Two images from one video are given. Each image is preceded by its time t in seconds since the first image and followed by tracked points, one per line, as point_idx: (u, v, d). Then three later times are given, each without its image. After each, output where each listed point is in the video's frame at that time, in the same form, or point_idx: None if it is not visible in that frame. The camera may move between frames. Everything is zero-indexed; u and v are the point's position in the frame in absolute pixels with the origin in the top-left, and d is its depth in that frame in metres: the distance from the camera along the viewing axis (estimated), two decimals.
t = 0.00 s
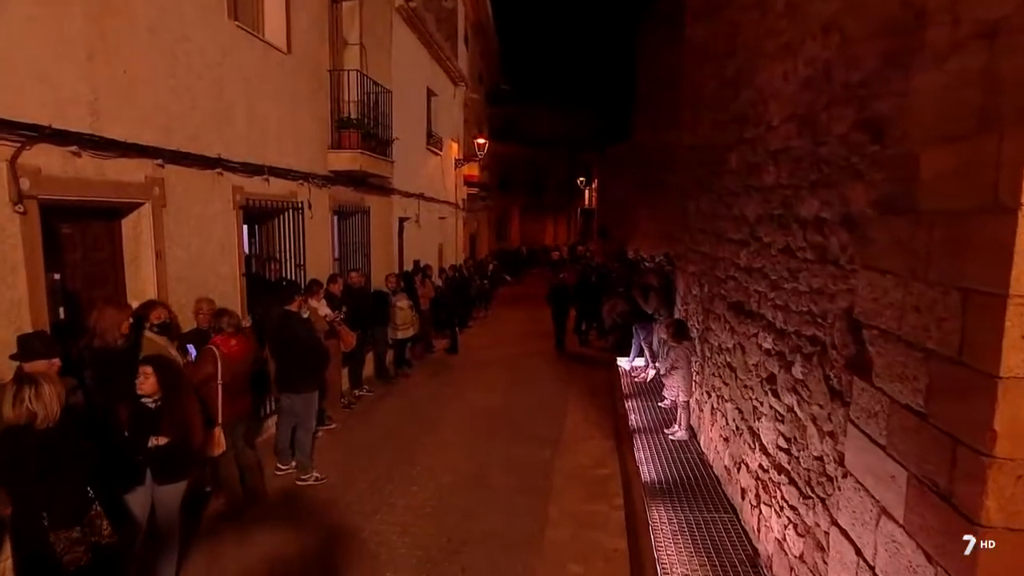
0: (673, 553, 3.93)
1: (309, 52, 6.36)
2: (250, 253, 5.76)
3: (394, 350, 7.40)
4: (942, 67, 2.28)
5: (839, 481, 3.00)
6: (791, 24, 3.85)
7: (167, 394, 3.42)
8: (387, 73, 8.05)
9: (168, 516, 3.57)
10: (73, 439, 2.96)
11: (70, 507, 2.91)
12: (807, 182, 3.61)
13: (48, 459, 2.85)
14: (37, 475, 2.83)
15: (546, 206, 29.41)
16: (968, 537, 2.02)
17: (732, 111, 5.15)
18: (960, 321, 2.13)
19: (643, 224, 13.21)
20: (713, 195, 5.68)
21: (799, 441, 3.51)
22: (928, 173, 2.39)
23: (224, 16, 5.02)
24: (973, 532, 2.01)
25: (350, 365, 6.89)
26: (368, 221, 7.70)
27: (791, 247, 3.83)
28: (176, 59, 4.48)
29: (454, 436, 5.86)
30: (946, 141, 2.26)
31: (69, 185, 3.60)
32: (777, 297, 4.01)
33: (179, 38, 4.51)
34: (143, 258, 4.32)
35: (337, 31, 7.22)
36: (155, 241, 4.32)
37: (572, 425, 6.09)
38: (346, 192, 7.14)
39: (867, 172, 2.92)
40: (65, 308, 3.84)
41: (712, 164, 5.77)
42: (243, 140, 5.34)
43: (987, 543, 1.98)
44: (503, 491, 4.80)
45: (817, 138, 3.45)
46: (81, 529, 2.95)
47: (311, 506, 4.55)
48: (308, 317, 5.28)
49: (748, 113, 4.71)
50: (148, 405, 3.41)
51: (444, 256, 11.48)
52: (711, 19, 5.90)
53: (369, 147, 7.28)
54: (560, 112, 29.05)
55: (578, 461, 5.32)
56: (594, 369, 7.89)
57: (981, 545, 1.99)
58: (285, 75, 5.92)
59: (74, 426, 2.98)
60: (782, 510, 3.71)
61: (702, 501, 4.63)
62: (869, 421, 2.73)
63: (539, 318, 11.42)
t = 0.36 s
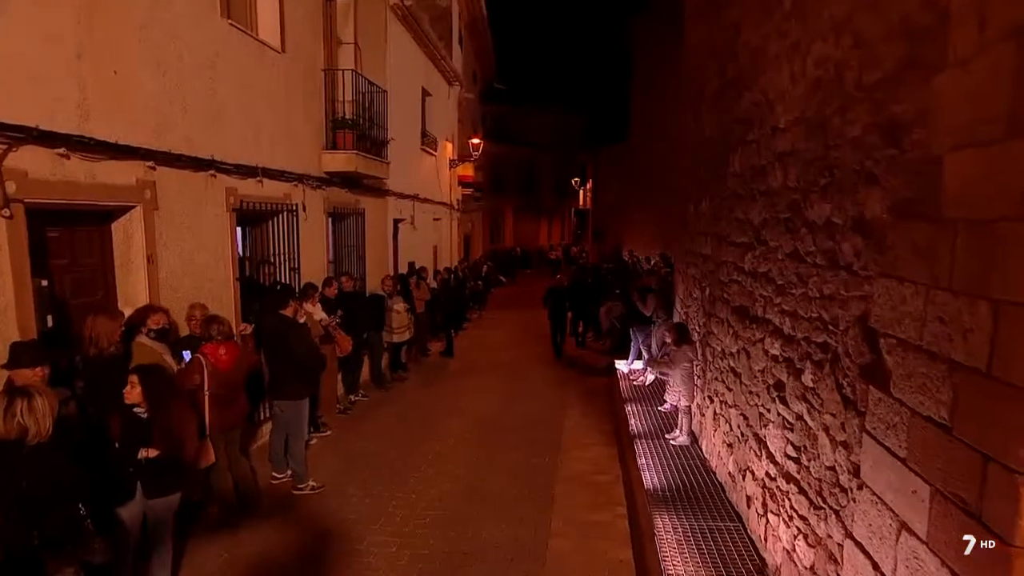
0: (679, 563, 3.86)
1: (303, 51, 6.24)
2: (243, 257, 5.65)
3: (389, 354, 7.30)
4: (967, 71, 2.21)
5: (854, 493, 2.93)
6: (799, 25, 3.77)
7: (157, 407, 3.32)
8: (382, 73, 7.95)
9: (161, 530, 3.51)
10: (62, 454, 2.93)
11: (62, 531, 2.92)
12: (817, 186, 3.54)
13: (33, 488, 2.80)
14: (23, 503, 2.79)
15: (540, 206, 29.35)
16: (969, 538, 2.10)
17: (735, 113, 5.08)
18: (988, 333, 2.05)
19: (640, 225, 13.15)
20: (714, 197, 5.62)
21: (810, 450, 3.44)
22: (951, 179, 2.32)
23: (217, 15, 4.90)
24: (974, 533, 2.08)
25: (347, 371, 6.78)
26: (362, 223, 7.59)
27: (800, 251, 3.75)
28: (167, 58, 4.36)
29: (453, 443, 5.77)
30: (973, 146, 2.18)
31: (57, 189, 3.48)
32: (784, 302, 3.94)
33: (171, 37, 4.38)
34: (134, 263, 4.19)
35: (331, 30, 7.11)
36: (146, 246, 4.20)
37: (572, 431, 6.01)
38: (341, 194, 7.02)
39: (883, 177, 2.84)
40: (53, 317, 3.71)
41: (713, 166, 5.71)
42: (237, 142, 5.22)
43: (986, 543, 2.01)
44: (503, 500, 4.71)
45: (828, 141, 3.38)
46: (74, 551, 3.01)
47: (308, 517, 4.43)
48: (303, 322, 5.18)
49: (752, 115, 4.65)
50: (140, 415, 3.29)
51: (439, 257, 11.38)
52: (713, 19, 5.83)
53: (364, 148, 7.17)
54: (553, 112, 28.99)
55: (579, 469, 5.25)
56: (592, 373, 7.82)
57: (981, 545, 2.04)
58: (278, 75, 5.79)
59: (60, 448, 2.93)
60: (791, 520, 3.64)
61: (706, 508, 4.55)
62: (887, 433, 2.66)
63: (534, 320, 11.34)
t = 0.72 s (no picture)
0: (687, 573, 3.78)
1: (299, 50, 6.13)
2: (238, 260, 5.54)
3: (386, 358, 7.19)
4: (996, 73, 2.14)
5: (871, 504, 2.85)
6: (809, 25, 3.70)
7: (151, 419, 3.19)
8: (378, 72, 7.84)
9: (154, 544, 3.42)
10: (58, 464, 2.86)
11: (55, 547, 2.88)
12: (829, 190, 3.47)
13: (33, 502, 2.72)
14: (24, 518, 2.71)
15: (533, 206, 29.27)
16: (968, 538, 2.18)
17: (739, 114, 5.02)
18: (1020, 344, 1.98)
19: (637, 225, 13.10)
20: (717, 199, 5.56)
21: (823, 459, 3.37)
22: (978, 185, 2.25)
23: (212, 13, 4.79)
24: (974, 534, 2.16)
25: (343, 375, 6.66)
26: (358, 224, 7.48)
27: (810, 256, 3.69)
28: (160, 57, 4.24)
29: (452, 448, 5.67)
30: (1001, 151, 2.11)
31: (47, 192, 3.36)
32: (794, 307, 3.87)
33: (164, 35, 4.27)
34: (126, 268, 4.07)
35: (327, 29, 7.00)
36: (139, 250, 4.09)
37: (572, 436, 5.93)
38: (337, 195, 6.91)
39: (901, 181, 2.77)
40: (43, 323, 3.59)
41: (716, 168, 5.64)
42: (231, 143, 5.10)
43: (986, 543, 2.09)
44: (505, 508, 4.63)
45: (842, 143, 3.31)
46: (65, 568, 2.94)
47: (307, 527, 4.32)
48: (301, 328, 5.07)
49: (758, 117, 4.58)
50: (135, 426, 3.15)
51: (435, 258, 11.29)
52: (715, 20, 5.77)
53: (360, 149, 7.06)
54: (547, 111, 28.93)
55: (582, 475, 5.17)
56: (591, 376, 7.75)
57: (980, 545, 2.13)
58: (273, 74, 5.68)
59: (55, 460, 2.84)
60: (802, 529, 3.57)
61: (712, 516, 4.48)
62: (907, 444, 2.59)
63: (531, 322, 11.26)
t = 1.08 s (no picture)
0: None
1: (294, 49, 6.02)
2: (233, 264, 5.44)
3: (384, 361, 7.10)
4: None
5: (889, 516, 2.79)
6: (818, 25, 3.64)
7: (147, 425, 3.11)
8: (374, 72, 7.74)
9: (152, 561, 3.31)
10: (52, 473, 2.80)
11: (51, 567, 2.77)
12: (841, 194, 3.41)
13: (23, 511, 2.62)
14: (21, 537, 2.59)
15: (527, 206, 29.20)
16: (969, 538, 2.26)
17: (743, 115, 4.95)
18: None
19: (633, 226, 13.05)
20: (720, 201, 5.50)
21: (836, 468, 3.30)
22: (1006, 190, 2.18)
23: (206, 11, 4.68)
24: (974, 534, 2.23)
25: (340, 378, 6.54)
26: (354, 226, 7.37)
27: (821, 260, 3.62)
28: (154, 56, 4.13)
29: (452, 454, 5.59)
30: None
31: (38, 196, 3.25)
32: (803, 312, 3.81)
33: (157, 33, 4.15)
34: (119, 273, 3.96)
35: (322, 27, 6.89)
36: (132, 255, 3.97)
37: (574, 441, 5.86)
38: (332, 197, 6.81)
39: (920, 185, 2.71)
40: (33, 331, 3.49)
41: (719, 169, 5.58)
42: (226, 144, 4.99)
43: (986, 543, 2.16)
44: (508, 517, 4.54)
45: (854, 146, 3.25)
46: None
47: (305, 538, 4.22)
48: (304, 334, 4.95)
49: (763, 118, 4.51)
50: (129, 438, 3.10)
51: (430, 259, 11.19)
52: (717, 20, 5.70)
53: (356, 149, 6.95)
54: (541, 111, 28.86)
55: (584, 482, 5.10)
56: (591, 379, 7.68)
57: (980, 545, 2.20)
58: (269, 73, 5.57)
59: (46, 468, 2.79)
60: (813, 539, 3.50)
61: (719, 524, 4.41)
62: (928, 456, 2.52)
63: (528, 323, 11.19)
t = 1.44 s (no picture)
0: None
1: (290, 48, 5.92)
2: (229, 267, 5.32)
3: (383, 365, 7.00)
4: None
5: (908, 528, 2.72)
6: (829, 25, 3.58)
7: (152, 427, 3.07)
8: (370, 71, 7.64)
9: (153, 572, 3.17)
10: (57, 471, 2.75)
11: None
12: (853, 198, 3.35)
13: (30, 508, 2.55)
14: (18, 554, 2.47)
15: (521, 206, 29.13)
16: (969, 538, 2.33)
17: (747, 116, 4.90)
18: None
19: (630, 227, 13.00)
20: (723, 203, 5.44)
21: (850, 477, 3.24)
22: None
23: (201, 8, 4.57)
24: (974, 534, 2.31)
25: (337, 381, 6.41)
26: (351, 227, 7.27)
27: (832, 265, 3.56)
28: (148, 55, 4.02)
29: (453, 460, 5.51)
30: None
31: (31, 200, 3.15)
32: (813, 317, 3.74)
33: (151, 32, 4.04)
34: (113, 277, 3.85)
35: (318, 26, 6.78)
36: (126, 259, 3.87)
37: (575, 447, 5.79)
38: (329, 198, 6.71)
39: (940, 189, 2.65)
40: (24, 338, 3.38)
41: (721, 171, 5.52)
42: (221, 145, 4.87)
43: (986, 543, 2.24)
44: (511, 525, 4.46)
45: (868, 149, 3.19)
46: None
47: (305, 548, 4.13)
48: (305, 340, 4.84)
49: (769, 119, 4.45)
50: (127, 450, 3.02)
51: (426, 260, 11.09)
52: (718, 19, 5.64)
53: (354, 150, 6.85)
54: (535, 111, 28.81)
55: (588, 489, 5.03)
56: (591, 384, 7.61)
57: (980, 544, 2.28)
58: (265, 73, 5.46)
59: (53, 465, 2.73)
60: (825, 548, 3.44)
61: (726, 531, 4.34)
62: (951, 467, 2.46)
63: (524, 325, 11.11)
